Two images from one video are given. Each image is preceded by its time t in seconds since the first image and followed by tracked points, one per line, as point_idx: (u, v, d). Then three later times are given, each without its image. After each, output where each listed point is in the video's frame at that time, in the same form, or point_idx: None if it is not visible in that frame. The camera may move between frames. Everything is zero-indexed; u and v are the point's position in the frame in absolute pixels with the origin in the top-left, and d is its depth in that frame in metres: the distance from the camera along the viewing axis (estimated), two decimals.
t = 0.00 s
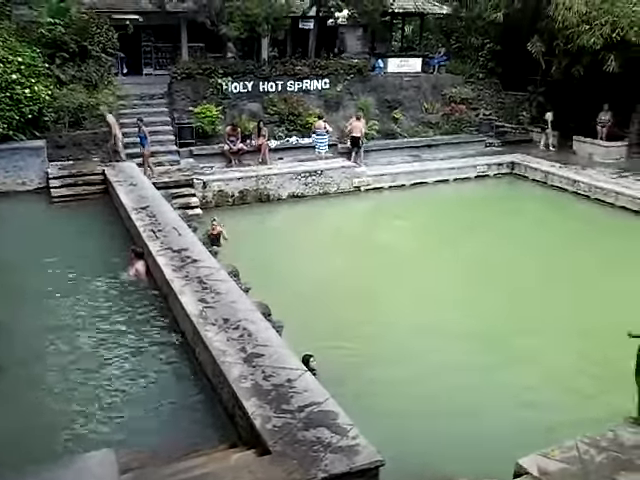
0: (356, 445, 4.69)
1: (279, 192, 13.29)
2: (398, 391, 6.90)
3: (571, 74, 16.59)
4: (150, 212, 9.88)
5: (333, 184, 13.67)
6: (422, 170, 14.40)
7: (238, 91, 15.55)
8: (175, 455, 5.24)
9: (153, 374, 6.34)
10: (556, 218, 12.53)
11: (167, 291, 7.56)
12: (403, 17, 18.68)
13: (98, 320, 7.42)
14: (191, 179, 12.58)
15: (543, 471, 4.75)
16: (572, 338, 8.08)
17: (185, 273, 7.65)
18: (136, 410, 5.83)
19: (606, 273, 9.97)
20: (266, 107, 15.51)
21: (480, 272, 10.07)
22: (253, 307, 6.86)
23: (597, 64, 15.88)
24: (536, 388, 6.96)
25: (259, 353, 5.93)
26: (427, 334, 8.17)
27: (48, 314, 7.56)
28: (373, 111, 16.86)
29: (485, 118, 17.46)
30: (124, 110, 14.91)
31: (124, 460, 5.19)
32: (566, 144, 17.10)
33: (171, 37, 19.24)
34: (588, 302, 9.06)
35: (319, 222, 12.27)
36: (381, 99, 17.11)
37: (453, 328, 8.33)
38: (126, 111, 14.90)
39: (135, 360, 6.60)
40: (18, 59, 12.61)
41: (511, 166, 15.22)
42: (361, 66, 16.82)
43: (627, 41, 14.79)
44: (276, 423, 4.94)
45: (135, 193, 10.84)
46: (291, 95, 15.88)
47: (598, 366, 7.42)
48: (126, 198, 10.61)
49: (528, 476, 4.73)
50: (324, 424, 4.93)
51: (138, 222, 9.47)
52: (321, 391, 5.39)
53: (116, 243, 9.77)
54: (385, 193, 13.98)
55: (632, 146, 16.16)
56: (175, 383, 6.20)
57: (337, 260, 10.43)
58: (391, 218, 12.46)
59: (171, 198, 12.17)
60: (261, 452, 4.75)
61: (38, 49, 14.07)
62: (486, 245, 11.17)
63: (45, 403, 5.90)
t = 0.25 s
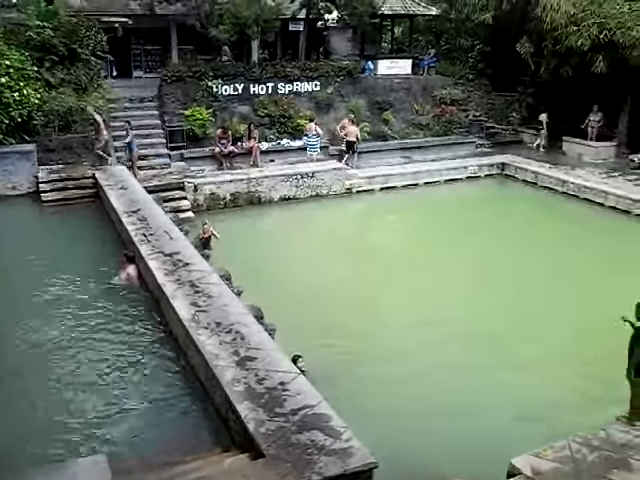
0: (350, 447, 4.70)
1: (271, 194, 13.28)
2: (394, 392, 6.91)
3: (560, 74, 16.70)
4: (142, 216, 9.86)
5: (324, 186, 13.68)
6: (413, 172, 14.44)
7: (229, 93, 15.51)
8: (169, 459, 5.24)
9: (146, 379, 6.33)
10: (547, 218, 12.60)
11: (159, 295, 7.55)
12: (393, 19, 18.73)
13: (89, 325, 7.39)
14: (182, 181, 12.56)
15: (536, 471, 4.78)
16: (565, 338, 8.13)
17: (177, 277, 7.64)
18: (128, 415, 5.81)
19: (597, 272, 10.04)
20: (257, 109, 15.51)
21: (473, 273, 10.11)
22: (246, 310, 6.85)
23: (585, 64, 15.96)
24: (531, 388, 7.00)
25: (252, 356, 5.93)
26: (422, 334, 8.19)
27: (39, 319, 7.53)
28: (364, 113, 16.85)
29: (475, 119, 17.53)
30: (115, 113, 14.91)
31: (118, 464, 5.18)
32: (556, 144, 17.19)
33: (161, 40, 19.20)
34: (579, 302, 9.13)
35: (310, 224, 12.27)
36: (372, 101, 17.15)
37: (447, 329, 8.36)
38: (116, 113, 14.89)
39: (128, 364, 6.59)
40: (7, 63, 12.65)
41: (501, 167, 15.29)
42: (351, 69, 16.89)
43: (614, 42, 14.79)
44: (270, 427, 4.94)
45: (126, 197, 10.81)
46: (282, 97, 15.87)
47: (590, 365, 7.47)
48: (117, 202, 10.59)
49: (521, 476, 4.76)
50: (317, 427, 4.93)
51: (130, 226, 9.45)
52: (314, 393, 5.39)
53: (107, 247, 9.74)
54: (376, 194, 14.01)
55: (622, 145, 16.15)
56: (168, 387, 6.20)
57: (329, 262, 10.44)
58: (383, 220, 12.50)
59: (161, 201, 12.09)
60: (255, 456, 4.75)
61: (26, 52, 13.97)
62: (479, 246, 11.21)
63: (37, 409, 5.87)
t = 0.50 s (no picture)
0: (339, 451, 4.71)
1: (259, 199, 13.27)
2: (384, 396, 6.91)
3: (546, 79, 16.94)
4: (130, 221, 9.82)
5: (313, 191, 13.69)
6: (401, 177, 14.48)
7: (217, 98, 15.39)
8: (158, 465, 5.22)
9: (133, 385, 6.30)
10: (535, 222, 12.68)
11: (148, 301, 7.52)
12: (381, 24, 18.82)
13: (77, 331, 7.35)
14: (170, 187, 12.54)
15: (525, 473, 4.80)
16: (553, 341, 8.17)
17: (165, 282, 7.61)
18: (116, 421, 5.78)
19: (585, 275, 10.11)
20: (245, 114, 15.50)
21: (461, 277, 10.14)
22: (234, 315, 6.84)
23: (571, 69, 16.14)
24: (521, 391, 7.02)
25: (240, 361, 5.91)
26: (412, 338, 8.20)
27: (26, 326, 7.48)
28: (353, 119, 16.94)
29: (462, 124, 17.65)
30: (103, 118, 14.93)
31: (105, 471, 5.15)
32: (542, 149, 17.32)
33: (149, 45, 19.15)
34: (567, 305, 9.18)
35: (299, 229, 12.26)
36: (360, 106, 17.20)
37: (437, 333, 8.37)
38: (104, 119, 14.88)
39: (116, 370, 6.55)
40: None
41: (488, 171, 15.39)
42: (339, 74, 16.91)
43: (600, 48, 14.98)
44: (259, 431, 4.93)
45: (114, 203, 10.77)
46: (270, 102, 15.82)
47: (579, 368, 7.51)
48: (105, 207, 10.55)
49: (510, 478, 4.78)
50: (306, 431, 4.93)
51: (118, 231, 9.41)
52: (303, 397, 5.39)
53: (94, 253, 9.70)
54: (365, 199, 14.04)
55: (607, 149, 16.21)
56: (157, 392, 6.18)
57: (318, 267, 10.44)
58: (372, 224, 12.52)
59: (150, 206, 12.08)
60: (244, 461, 4.74)
61: (13, 57, 13.78)
62: (467, 249, 11.25)
63: (23, 416, 5.82)
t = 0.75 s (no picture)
0: (328, 452, 4.71)
1: (247, 200, 13.25)
2: (374, 397, 6.91)
3: (532, 80, 17.03)
4: (116, 223, 9.77)
5: (301, 192, 13.68)
6: (389, 177, 14.51)
7: (205, 100, 15.34)
8: (146, 467, 5.20)
9: (121, 388, 6.27)
10: (521, 222, 12.76)
11: (135, 303, 7.48)
12: (367, 26, 18.86)
13: (64, 333, 7.30)
14: (156, 188, 12.49)
15: (512, 472, 4.82)
16: (541, 340, 8.21)
17: (153, 284, 7.58)
18: (103, 424, 5.74)
19: (571, 275, 10.17)
20: (233, 115, 15.49)
21: (449, 277, 10.17)
22: (222, 317, 6.82)
23: (557, 70, 16.24)
24: (510, 391, 7.05)
25: (229, 363, 5.90)
26: (401, 339, 8.21)
27: (12, 329, 7.41)
28: (340, 120, 16.97)
29: (449, 125, 17.72)
30: (89, 119, 14.84)
31: (93, 474, 5.12)
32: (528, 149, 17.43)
33: (134, 46, 19.05)
34: (555, 304, 9.23)
35: (286, 230, 12.24)
36: (348, 107, 17.22)
37: (424, 332, 8.40)
38: (90, 120, 14.80)
39: (103, 373, 6.51)
40: None
41: (475, 172, 15.47)
42: (326, 75, 16.90)
43: (585, 50, 15.13)
44: (247, 433, 4.92)
45: (101, 204, 10.71)
46: (258, 103, 15.80)
47: (567, 367, 7.55)
48: (92, 209, 10.48)
49: (498, 477, 4.80)
50: (295, 432, 4.93)
51: (104, 233, 9.35)
52: (291, 399, 5.38)
53: (81, 255, 9.64)
54: (353, 200, 14.05)
55: (593, 150, 16.32)
56: (144, 394, 6.16)
57: (305, 267, 10.44)
58: (359, 225, 12.55)
59: (137, 208, 12.05)
60: (232, 462, 4.73)
61: None
62: (455, 250, 11.28)
63: (9, 420, 5.77)
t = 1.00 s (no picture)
0: (315, 451, 4.71)
1: (232, 200, 13.21)
2: (362, 396, 6.92)
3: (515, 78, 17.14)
4: (100, 223, 9.70)
5: (286, 191, 13.66)
6: (374, 176, 14.54)
7: (188, 99, 15.27)
8: (133, 469, 5.17)
9: (106, 389, 6.22)
10: (506, 219, 12.84)
11: (120, 304, 7.44)
12: (351, 24, 18.88)
13: (47, 335, 7.24)
14: (141, 188, 12.41)
15: (499, 467, 4.86)
16: (527, 337, 8.27)
17: (137, 285, 7.53)
18: (89, 426, 5.70)
19: (556, 272, 10.27)
20: (217, 114, 15.42)
21: (435, 275, 10.21)
22: (208, 317, 6.80)
23: (539, 68, 16.35)
24: (498, 388, 7.10)
25: (215, 362, 5.88)
26: (389, 337, 8.22)
27: None
28: (325, 118, 16.98)
29: (433, 123, 17.79)
30: (72, 119, 14.72)
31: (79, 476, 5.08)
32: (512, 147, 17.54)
33: (117, 45, 18.92)
34: (540, 301, 9.31)
35: (272, 229, 12.23)
36: (332, 106, 17.23)
37: (410, 330, 8.43)
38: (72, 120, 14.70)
39: (88, 375, 6.47)
40: None
41: (459, 169, 15.53)
42: (310, 74, 16.90)
43: (566, 48, 15.26)
44: (234, 433, 4.91)
45: (84, 205, 10.63)
46: (242, 102, 15.78)
47: (552, 364, 7.63)
48: (75, 209, 10.38)
49: (485, 473, 4.83)
50: (282, 432, 4.93)
51: (88, 234, 9.28)
52: (278, 398, 5.38)
53: (64, 256, 9.56)
54: (338, 198, 14.06)
55: (575, 147, 16.47)
56: (130, 396, 6.12)
57: (291, 266, 10.43)
58: (345, 223, 12.57)
59: (121, 208, 11.96)
60: (219, 463, 4.72)
61: None
62: (440, 247, 11.34)
63: None
